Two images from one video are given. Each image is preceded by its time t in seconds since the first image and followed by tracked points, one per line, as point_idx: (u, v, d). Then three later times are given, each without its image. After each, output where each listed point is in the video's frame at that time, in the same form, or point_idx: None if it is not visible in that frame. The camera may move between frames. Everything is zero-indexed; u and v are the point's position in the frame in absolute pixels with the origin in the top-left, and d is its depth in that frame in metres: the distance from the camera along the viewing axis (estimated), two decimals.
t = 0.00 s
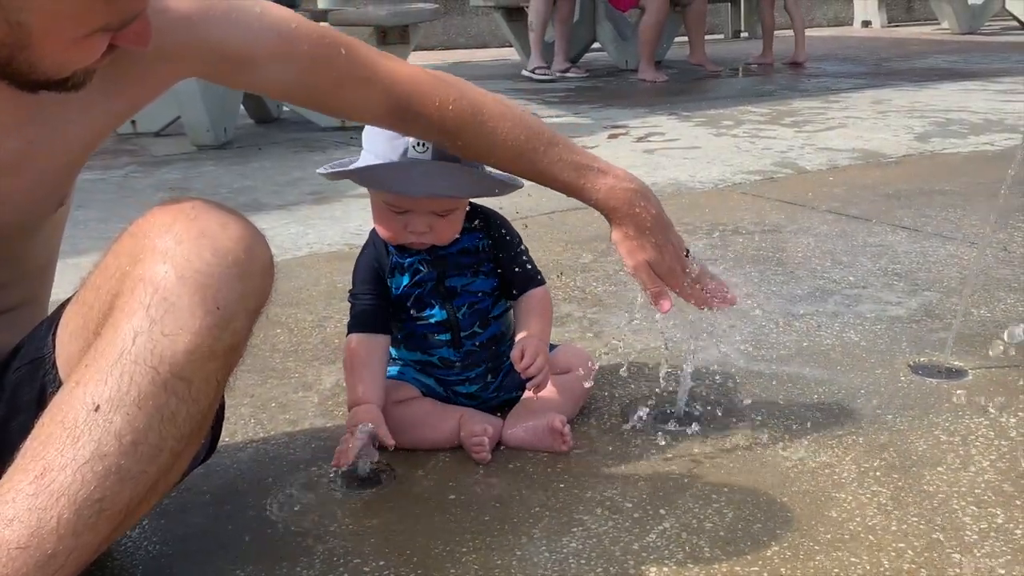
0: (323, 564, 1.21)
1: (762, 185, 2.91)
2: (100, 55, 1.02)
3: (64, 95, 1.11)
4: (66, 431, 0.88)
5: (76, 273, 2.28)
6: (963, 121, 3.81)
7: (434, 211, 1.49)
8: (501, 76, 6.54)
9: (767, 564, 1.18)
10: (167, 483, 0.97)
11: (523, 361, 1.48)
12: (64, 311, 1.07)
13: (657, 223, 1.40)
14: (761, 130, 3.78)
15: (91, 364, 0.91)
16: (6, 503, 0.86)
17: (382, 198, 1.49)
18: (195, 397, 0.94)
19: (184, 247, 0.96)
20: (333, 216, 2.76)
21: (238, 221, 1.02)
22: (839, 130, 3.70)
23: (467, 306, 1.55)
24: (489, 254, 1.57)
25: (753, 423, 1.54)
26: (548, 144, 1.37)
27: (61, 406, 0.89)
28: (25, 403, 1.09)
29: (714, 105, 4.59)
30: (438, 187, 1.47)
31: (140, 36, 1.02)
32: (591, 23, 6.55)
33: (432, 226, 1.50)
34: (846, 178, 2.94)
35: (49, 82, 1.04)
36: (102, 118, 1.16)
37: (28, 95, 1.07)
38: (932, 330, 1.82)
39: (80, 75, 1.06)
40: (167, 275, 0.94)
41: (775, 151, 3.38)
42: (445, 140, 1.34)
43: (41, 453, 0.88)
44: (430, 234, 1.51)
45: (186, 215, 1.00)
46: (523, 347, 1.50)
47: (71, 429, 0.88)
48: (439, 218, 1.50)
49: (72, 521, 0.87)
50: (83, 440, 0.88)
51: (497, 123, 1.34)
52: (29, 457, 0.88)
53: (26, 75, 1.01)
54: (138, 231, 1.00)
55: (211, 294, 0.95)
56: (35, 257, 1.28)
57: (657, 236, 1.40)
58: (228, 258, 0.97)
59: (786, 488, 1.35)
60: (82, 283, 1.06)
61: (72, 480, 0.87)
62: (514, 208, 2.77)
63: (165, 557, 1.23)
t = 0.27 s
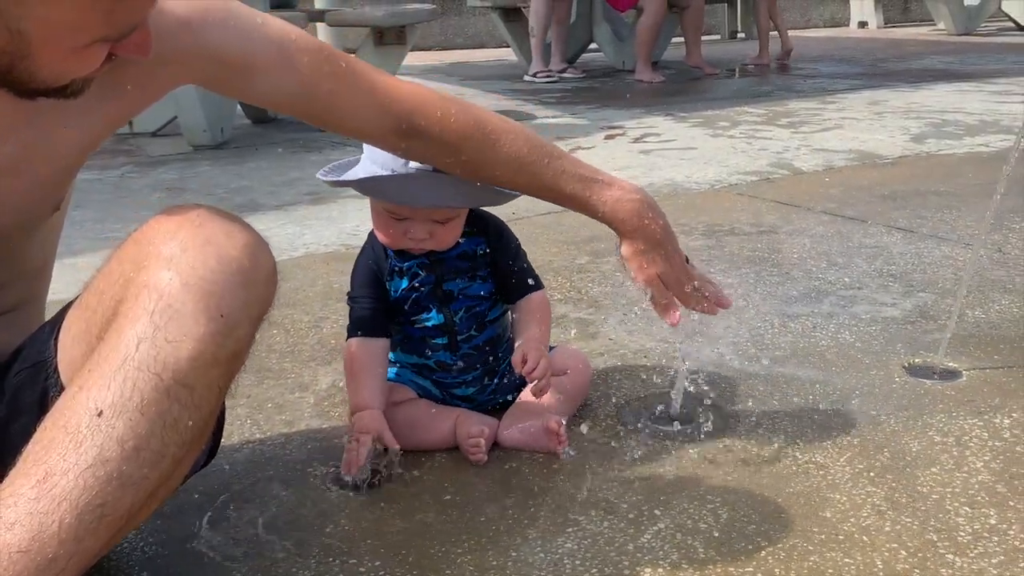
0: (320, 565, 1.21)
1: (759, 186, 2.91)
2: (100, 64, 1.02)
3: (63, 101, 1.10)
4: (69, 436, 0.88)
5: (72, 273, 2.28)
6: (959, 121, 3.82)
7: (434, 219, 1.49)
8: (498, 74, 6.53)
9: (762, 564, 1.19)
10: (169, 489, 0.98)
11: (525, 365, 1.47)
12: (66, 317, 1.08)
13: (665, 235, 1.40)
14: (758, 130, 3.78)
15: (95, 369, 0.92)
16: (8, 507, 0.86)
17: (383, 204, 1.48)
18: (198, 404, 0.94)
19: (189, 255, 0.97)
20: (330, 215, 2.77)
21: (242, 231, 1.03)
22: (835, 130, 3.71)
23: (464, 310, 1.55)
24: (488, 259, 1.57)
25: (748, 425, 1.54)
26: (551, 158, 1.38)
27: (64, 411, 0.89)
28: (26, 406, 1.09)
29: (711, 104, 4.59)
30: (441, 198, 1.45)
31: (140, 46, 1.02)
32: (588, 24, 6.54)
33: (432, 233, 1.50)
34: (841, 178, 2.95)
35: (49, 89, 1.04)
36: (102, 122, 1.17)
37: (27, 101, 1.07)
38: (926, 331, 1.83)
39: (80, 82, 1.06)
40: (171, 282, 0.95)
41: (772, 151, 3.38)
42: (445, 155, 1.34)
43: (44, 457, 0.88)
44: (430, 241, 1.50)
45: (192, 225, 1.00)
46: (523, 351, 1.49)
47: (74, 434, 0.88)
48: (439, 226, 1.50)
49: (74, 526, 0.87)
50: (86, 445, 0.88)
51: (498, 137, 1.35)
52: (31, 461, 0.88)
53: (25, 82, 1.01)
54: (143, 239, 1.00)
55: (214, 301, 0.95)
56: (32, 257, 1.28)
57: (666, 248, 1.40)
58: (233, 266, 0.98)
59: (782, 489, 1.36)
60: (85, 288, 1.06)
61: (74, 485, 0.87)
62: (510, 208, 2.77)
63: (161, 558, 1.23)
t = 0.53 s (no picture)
0: (317, 565, 1.22)
1: (755, 187, 2.92)
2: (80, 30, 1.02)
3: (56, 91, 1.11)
4: (70, 440, 0.88)
5: (68, 274, 2.28)
6: (955, 122, 3.82)
7: (433, 219, 1.49)
8: (494, 73, 6.53)
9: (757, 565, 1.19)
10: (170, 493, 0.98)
11: (515, 369, 1.48)
12: (71, 319, 1.07)
13: (672, 201, 1.37)
14: (754, 131, 3.78)
15: (97, 373, 0.91)
16: (9, 509, 0.86)
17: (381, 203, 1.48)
18: (200, 409, 0.94)
19: (193, 259, 0.96)
20: (326, 216, 2.77)
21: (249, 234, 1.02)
22: (832, 131, 3.71)
23: (458, 309, 1.55)
24: (483, 259, 1.57)
25: (743, 426, 1.55)
26: (551, 128, 1.35)
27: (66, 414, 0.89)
28: (29, 408, 1.09)
29: (707, 104, 4.59)
30: (440, 199, 1.46)
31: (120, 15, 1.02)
32: (585, 27, 6.55)
33: (430, 233, 1.50)
34: (837, 179, 2.95)
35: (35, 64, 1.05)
36: (98, 115, 1.16)
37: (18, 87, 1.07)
38: (921, 333, 1.83)
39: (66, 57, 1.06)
40: (175, 286, 0.94)
41: (768, 152, 3.39)
42: (443, 131, 1.32)
43: (45, 460, 0.88)
44: (428, 240, 1.51)
45: (197, 227, 1.00)
46: (515, 354, 1.50)
47: (76, 438, 0.88)
48: (438, 226, 1.50)
49: (75, 530, 0.87)
50: (88, 449, 0.88)
51: (496, 108, 1.33)
52: (33, 464, 0.88)
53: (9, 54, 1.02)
54: (148, 242, 1.00)
55: (218, 307, 0.95)
56: (28, 257, 1.28)
57: (671, 216, 1.38)
58: (238, 271, 0.97)
59: (777, 490, 1.36)
60: (88, 291, 1.06)
61: (76, 489, 0.87)
62: (506, 209, 2.77)
63: (157, 559, 1.23)
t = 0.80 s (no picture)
0: (312, 566, 1.22)
1: (750, 188, 2.92)
2: None
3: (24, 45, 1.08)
4: (49, 433, 0.88)
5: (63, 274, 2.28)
6: (950, 123, 3.83)
7: (427, 215, 1.49)
8: (491, 74, 6.54)
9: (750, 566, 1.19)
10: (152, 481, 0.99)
11: (519, 361, 1.48)
12: (49, 314, 1.06)
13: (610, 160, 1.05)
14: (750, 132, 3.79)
15: (75, 364, 0.91)
16: None
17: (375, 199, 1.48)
18: (179, 397, 0.95)
19: (167, 246, 0.95)
20: (322, 217, 2.77)
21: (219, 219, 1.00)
22: (828, 133, 3.72)
23: (450, 307, 1.55)
24: (475, 257, 1.57)
25: (737, 426, 1.55)
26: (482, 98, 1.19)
27: (45, 407, 0.89)
28: (11, 406, 1.08)
29: (704, 105, 4.59)
30: (436, 193, 1.45)
31: None
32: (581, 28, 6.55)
33: (425, 229, 1.50)
34: (832, 180, 2.96)
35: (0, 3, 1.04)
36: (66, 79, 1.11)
37: None
38: (915, 334, 1.83)
39: None
40: (150, 274, 0.94)
41: (764, 153, 3.39)
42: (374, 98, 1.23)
43: (24, 453, 0.88)
44: (422, 237, 1.50)
45: (169, 213, 0.98)
46: (516, 347, 1.50)
47: (55, 431, 0.88)
48: (432, 222, 1.50)
49: (57, 522, 0.89)
50: (67, 441, 0.89)
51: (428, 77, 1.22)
52: (12, 458, 0.88)
53: None
54: (120, 230, 0.98)
55: (194, 295, 0.95)
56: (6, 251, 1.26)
57: (613, 177, 1.04)
58: (213, 259, 0.96)
59: (771, 490, 1.36)
60: (66, 282, 1.05)
61: (57, 481, 0.88)
62: (501, 210, 2.78)
63: (151, 559, 1.23)
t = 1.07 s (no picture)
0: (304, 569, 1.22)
1: (744, 189, 2.92)
2: None
3: None
4: None
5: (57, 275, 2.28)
6: (945, 124, 3.83)
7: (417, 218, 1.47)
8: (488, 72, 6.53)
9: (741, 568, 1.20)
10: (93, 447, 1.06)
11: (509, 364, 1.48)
12: None
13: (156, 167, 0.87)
14: (745, 133, 3.79)
15: None
16: None
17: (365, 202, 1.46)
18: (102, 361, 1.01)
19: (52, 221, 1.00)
20: (317, 218, 2.77)
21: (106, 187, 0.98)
22: (823, 134, 3.72)
23: (441, 308, 1.55)
24: (467, 259, 1.57)
25: (729, 429, 1.55)
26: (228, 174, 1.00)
27: None
28: None
29: (700, 106, 4.60)
30: (426, 195, 1.43)
31: None
32: (576, 28, 6.55)
33: (415, 232, 1.48)
34: (826, 182, 2.96)
35: None
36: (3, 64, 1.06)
37: None
38: (907, 336, 1.84)
39: None
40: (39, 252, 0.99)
41: (759, 154, 3.40)
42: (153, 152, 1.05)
43: None
44: (412, 239, 1.49)
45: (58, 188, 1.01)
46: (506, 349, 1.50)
47: None
48: (422, 225, 1.48)
49: None
50: None
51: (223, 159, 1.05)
52: None
53: None
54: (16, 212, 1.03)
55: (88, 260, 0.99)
56: None
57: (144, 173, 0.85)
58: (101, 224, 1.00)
59: (763, 493, 1.37)
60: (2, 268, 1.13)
61: None
62: (496, 211, 2.78)
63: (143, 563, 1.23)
